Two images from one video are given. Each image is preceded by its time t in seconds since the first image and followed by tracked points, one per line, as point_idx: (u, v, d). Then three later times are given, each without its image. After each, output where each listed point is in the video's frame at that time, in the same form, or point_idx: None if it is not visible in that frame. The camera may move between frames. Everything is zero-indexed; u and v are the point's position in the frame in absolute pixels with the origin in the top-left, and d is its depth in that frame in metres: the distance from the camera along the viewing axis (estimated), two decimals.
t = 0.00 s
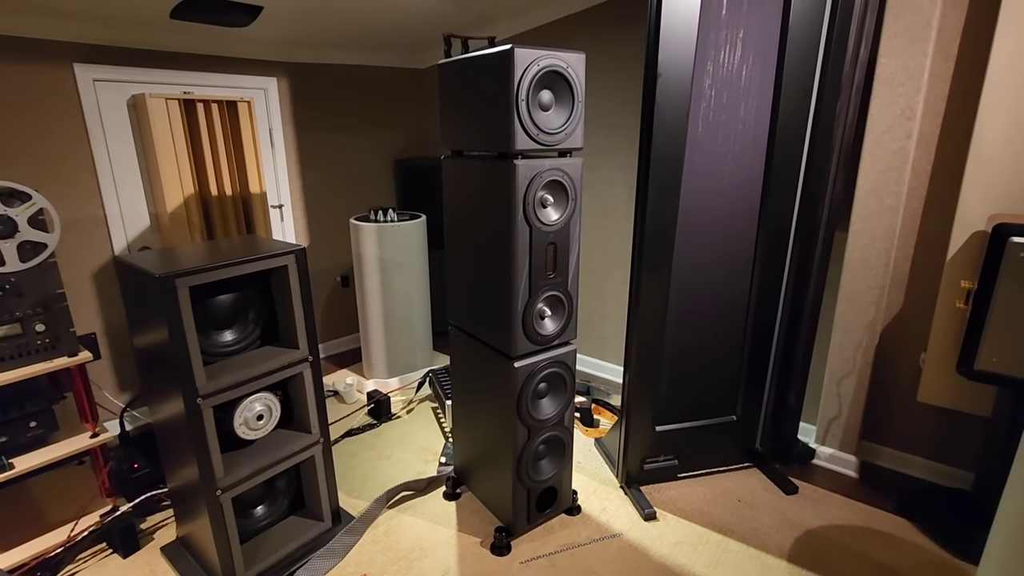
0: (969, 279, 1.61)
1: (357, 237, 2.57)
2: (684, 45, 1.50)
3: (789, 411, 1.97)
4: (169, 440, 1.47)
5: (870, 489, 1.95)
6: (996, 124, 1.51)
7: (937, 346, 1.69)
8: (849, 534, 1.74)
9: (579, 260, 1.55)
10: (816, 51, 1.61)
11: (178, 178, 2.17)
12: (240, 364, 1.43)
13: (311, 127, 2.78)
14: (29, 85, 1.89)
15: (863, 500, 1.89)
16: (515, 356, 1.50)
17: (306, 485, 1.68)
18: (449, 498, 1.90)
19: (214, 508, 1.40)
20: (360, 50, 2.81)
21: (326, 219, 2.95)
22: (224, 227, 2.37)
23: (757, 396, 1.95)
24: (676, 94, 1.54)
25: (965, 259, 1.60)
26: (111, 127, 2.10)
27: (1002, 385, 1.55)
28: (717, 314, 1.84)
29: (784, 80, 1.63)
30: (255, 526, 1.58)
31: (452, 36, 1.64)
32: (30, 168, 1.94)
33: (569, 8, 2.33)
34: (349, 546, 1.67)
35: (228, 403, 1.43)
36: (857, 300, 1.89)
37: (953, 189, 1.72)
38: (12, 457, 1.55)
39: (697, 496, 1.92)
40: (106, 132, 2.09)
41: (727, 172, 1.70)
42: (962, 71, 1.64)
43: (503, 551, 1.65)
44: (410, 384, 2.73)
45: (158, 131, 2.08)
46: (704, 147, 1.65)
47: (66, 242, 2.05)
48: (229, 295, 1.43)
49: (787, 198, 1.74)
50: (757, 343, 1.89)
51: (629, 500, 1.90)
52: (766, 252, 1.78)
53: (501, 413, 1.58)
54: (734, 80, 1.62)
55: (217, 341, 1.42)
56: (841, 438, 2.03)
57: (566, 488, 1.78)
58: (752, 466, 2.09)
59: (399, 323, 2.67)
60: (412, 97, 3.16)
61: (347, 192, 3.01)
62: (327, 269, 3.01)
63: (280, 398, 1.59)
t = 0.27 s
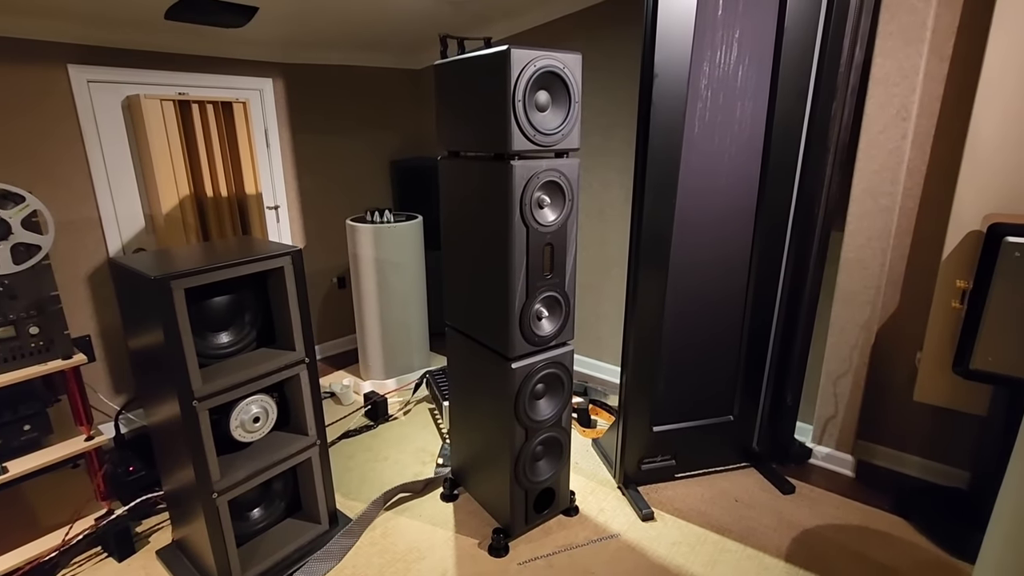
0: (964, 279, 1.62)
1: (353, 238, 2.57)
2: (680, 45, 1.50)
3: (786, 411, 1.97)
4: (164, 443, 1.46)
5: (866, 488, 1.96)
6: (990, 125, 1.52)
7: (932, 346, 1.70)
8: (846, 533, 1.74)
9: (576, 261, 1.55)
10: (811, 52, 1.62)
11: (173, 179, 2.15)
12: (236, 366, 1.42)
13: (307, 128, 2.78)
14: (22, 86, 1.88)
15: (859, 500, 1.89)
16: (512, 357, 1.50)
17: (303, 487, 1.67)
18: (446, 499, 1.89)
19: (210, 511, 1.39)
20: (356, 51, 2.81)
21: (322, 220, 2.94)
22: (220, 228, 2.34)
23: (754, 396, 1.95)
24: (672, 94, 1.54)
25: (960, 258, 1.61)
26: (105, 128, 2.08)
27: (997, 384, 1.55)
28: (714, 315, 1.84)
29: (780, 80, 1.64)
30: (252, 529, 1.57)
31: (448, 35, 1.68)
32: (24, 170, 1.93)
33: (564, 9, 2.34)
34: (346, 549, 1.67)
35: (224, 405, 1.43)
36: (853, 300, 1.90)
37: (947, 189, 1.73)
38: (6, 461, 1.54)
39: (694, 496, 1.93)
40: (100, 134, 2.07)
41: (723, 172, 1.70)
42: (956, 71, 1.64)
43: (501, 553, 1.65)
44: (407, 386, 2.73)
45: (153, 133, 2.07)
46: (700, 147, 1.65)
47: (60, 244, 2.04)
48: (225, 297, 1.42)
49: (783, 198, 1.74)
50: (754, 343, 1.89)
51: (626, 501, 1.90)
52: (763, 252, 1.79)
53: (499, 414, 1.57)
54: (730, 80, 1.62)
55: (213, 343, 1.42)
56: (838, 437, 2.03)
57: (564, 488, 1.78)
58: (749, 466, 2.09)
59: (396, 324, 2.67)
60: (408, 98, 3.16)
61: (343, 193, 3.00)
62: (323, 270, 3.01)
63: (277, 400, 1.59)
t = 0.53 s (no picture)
0: (958, 279, 1.62)
1: (350, 239, 2.56)
2: (676, 46, 1.51)
3: (782, 411, 1.99)
4: (160, 445, 1.45)
5: (862, 487, 1.96)
6: (984, 126, 1.53)
7: (927, 345, 1.71)
8: (842, 533, 1.75)
9: (573, 262, 1.56)
10: (806, 53, 1.62)
11: (168, 180, 2.15)
12: (232, 368, 1.42)
13: (303, 129, 2.77)
14: (16, 87, 1.87)
15: (855, 499, 1.90)
16: (509, 358, 1.50)
17: (299, 489, 1.66)
18: (443, 501, 1.89)
19: (206, 514, 1.39)
20: (352, 52, 2.81)
21: (318, 221, 2.93)
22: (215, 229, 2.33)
23: (750, 396, 1.96)
24: (668, 95, 1.54)
25: (955, 259, 1.62)
26: (100, 129, 2.08)
27: (991, 383, 1.56)
28: (710, 315, 1.85)
29: (776, 81, 1.64)
30: (248, 531, 1.57)
31: (444, 37, 1.67)
32: (18, 171, 1.92)
33: (560, 10, 2.34)
34: (343, 550, 1.66)
35: (220, 407, 1.42)
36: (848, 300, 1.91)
37: (941, 190, 1.74)
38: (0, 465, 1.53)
39: (691, 496, 1.93)
40: (95, 135, 2.06)
41: (719, 173, 1.71)
42: (950, 72, 1.65)
43: (498, 554, 1.65)
44: (404, 387, 2.72)
45: (148, 134, 2.06)
46: (696, 148, 1.65)
47: (55, 245, 2.03)
48: (221, 299, 1.42)
49: (779, 199, 1.75)
50: (750, 344, 1.89)
51: (623, 501, 1.90)
52: (758, 253, 1.80)
53: (496, 415, 1.57)
54: (726, 81, 1.63)
55: (209, 345, 1.41)
56: (834, 437, 2.03)
57: (561, 489, 1.78)
58: (745, 466, 2.10)
59: (392, 324, 2.66)
60: (404, 99, 3.16)
61: (339, 194, 3.00)
62: (319, 271, 3.00)
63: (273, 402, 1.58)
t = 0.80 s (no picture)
0: (953, 279, 1.63)
1: (346, 239, 2.56)
2: (673, 47, 1.51)
3: (778, 410, 1.99)
4: (156, 446, 1.45)
5: (858, 486, 1.97)
6: (978, 126, 1.54)
7: (922, 345, 1.71)
8: (838, 532, 1.75)
9: (570, 262, 1.56)
10: (802, 54, 1.63)
11: (165, 181, 2.14)
12: (229, 369, 1.42)
13: (300, 129, 2.77)
14: (11, 87, 1.86)
15: (851, 498, 1.91)
16: (506, 359, 1.50)
17: (296, 490, 1.66)
18: (440, 501, 1.89)
19: (202, 515, 1.38)
20: (348, 52, 2.80)
21: (315, 222, 2.93)
22: (212, 230, 2.32)
23: (747, 396, 1.96)
24: (664, 96, 1.55)
25: (950, 259, 1.62)
26: (96, 129, 2.07)
27: (986, 382, 1.57)
28: (706, 315, 1.85)
29: (772, 82, 1.65)
30: (245, 532, 1.56)
31: (440, 37, 1.67)
32: (13, 171, 1.91)
33: (556, 10, 2.34)
34: (340, 551, 1.66)
35: (216, 408, 1.42)
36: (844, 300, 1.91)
37: (936, 190, 1.75)
38: None
39: (688, 496, 1.93)
40: (91, 135, 2.06)
41: (716, 173, 1.71)
42: (944, 73, 1.66)
43: (495, 554, 1.65)
44: (401, 387, 2.72)
45: (144, 134, 2.05)
46: (693, 148, 1.66)
47: (50, 246, 2.02)
48: (217, 299, 1.41)
49: (775, 200, 1.75)
50: (747, 343, 1.90)
51: (620, 501, 1.90)
52: (754, 253, 1.80)
53: (493, 416, 1.57)
54: (722, 82, 1.63)
55: (205, 346, 1.41)
56: (830, 436, 2.04)
57: (558, 489, 1.78)
58: (742, 465, 2.10)
59: (389, 325, 2.66)
60: (401, 99, 3.15)
61: (336, 194, 2.99)
62: (316, 272, 3.00)
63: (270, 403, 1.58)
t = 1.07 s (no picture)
0: (949, 278, 1.63)
1: (344, 239, 2.56)
2: (670, 47, 1.51)
3: (775, 409, 2.00)
4: (153, 445, 1.45)
5: (855, 485, 1.98)
6: (974, 126, 1.54)
7: (918, 344, 1.72)
8: (835, 531, 1.76)
9: (568, 261, 1.56)
10: (799, 54, 1.63)
11: (161, 180, 2.13)
12: (226, 368, 1.41)
13: (297, 129, 2.77)
14: (7, 86, 1.86)
15: (848, 497, 1.91)
16: (503, 358, 1.50)
17: (294, 490, 1.66)
18: (438, 500, 1.89)
19: (200, 515, 1.38)
20: (346, 52, 2.80)
21: (313, 221, 2.93)
22: (209, 229, 2.31)
23: (744, 395, 1.97)
24: (661, 96, 1.55)
25: (946, 259, 1.63)
26: (92, 128, 2.06)
27: (982, 381, 1.58)
28: (703, 314, 1.85)
29: (769, 82, 1.65)
30: (243, 532, 1.56)
31: (437, 36, 1.67)
32: (9, 170, 1.91)
33: (553, 10, 2.34)
34: (338, 551, 1.66)
35: (214, 407, 1.42)
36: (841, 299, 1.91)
37: (932, 190, 1.75)
38: None
39: (686, 494, 1.94)
40: (87, 134, 2.05)
41: (713, 173, 1.72)
42: (940, 74, 1.67)
43: (493, 553, 1.65)
44: (399, 386, 2.72)
45: (140, 133, 2.04)
46: (690, 148, 1.66)
47: (47, 245, 2.01)
48: (214, 299, 1.41)
49: (772, 199, 1.76)
50: (744, 343, 1.90)
51: (618, 500, 1.91)
52: (751, 252, 1.80)
53: (491, 415, 1.58)
54: (719, 81, 1.63)
55: (202, 345, 1.41)
56: (827, 435, 2.04)
57: (556, 488, 1.79)
58: (739, 464, 2.11)
59: (387, 324, 2.66)
60: (399, 99, 3.15)
61: (333, 194, 2.99)
62: (314, 271, 2.99)
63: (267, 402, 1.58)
